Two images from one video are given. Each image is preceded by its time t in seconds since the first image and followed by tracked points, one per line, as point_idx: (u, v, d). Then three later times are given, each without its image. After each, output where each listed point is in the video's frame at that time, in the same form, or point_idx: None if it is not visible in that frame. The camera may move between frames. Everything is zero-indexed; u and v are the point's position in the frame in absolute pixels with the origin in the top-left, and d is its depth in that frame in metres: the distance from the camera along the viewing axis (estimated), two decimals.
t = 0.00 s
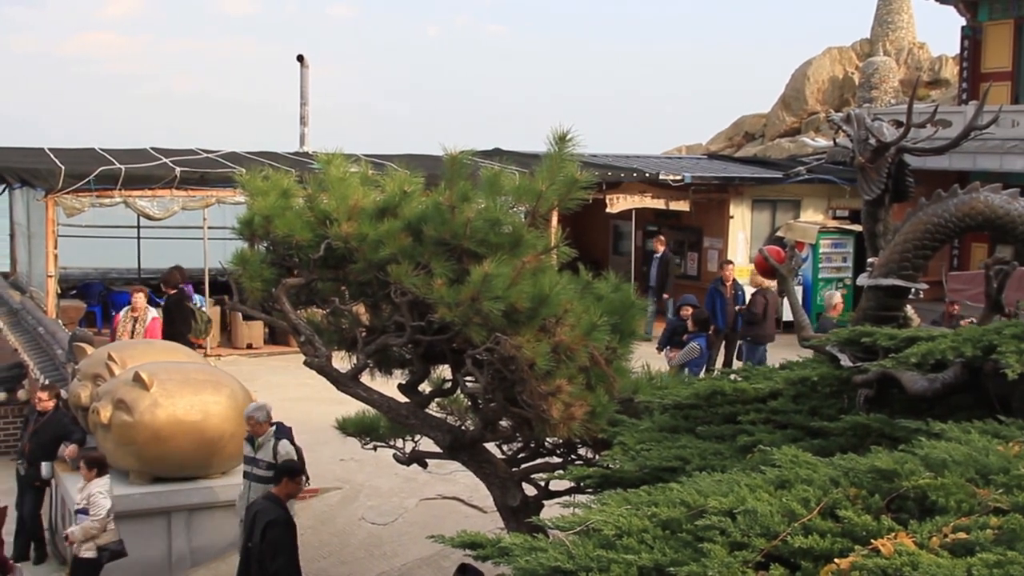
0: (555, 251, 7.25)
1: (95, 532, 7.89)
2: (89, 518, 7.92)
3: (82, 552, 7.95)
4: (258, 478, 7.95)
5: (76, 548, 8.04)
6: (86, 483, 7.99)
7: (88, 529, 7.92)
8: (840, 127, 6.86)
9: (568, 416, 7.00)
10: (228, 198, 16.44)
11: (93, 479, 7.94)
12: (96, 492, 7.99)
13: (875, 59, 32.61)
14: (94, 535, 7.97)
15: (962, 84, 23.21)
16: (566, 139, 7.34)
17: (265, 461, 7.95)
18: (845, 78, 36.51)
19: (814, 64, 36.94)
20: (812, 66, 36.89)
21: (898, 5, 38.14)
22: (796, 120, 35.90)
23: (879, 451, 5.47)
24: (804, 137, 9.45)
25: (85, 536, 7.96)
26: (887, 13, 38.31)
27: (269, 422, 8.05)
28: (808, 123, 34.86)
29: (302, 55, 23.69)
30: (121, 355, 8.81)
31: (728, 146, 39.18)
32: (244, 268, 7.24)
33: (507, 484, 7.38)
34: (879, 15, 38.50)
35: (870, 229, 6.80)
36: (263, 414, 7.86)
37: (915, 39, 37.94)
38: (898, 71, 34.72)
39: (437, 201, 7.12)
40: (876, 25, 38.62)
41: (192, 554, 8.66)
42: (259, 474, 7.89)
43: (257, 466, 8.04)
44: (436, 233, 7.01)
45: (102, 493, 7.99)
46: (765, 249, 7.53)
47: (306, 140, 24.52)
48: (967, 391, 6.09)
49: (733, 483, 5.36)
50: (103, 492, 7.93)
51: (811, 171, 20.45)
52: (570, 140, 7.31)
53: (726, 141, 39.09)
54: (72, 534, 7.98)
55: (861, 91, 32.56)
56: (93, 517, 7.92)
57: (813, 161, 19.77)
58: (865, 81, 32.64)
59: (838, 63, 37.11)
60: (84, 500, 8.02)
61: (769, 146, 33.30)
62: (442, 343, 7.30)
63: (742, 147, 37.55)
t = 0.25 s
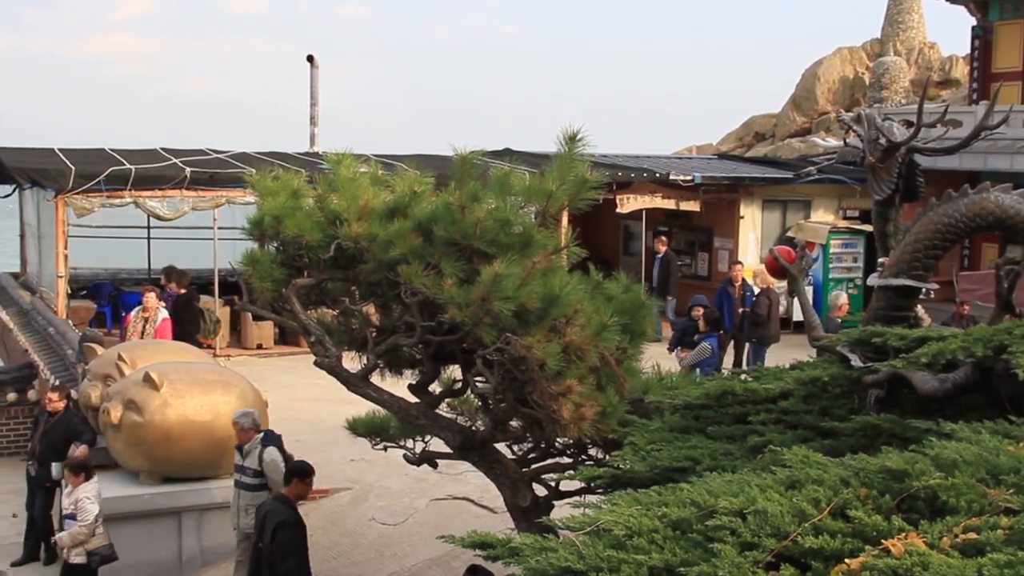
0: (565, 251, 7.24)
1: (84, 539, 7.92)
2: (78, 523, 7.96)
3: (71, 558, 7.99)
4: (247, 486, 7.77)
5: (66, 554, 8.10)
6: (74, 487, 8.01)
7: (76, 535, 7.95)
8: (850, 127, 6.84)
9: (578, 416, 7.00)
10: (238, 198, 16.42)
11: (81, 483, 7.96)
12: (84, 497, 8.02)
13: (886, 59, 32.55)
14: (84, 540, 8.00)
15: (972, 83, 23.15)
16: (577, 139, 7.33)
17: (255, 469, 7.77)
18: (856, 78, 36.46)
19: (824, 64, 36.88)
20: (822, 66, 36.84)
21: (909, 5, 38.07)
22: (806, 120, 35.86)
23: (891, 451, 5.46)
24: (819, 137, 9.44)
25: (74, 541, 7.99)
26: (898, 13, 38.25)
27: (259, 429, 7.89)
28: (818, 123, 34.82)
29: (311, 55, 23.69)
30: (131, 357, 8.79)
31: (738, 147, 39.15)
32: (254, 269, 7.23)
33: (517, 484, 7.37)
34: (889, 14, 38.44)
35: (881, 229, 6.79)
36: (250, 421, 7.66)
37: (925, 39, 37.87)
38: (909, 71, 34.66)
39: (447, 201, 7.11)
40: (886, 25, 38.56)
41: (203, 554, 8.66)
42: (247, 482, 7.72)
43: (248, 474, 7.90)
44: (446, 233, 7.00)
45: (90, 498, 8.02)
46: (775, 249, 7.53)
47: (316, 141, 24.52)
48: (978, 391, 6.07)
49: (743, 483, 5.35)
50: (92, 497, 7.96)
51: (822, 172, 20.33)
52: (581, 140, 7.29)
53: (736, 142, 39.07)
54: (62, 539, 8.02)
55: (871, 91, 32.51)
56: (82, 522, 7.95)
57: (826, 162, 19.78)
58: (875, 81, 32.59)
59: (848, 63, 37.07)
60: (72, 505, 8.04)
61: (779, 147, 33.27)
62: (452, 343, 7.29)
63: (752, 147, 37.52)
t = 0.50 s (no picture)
0: (579, 252, 7.25)
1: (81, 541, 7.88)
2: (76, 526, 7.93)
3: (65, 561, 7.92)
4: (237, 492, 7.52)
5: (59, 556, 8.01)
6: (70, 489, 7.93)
7: (72, 538, 7.90)
8: (864, 126, 6.82)
9: (592, 417, 7.01)
10: (253, 200, 16.45)
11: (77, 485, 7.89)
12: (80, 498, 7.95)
13: (900, 59, 32.49)
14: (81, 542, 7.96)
15: (987, 83, 23.07)
16: (589, 139, 7.33)
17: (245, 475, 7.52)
18: (869, 78, 36.38)
19: (838, 63, 36.82)
20: (836, 66, 36.78)
21: (923, 4, 37.99)
22: (819, 120, 35.81)
23: (905, 452, 5.45)
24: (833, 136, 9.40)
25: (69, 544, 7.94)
26: (911, 12, 38.16)
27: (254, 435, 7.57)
28: (831, 123, 34.77)
29: (326, 56, 23.75)
30: (144, 352, 8.14)
31: (751, 147, 39.13)
32: (269, 270, 7.25)
33: (531, 485, 7.38)
34: (903, 14, 38.35)
35: (896, 229, 6.77)
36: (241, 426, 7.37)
37: (939, 38, 37.79)
38: (923, 71, 34.59)
39: (461, 202, 7.12)
40: (900, 24, 38.48)
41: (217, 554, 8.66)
42: (235, 487, 7.45)
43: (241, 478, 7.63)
44: (460, 234, 7.01)
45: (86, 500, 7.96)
46: (789, 249, 7.51)
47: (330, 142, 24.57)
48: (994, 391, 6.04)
49: (758, 484, 5.35)
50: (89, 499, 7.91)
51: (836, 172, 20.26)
52: (594, 140, 7.29)
53: (749, 142, 39.04)
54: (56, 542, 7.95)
55: (885, 91, 32.45)
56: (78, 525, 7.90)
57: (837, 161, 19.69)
58: (889, 81, 32.52)
59: (861, 63, 37.00)
60: (67, 508, 7.96)
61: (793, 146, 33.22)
62: (467, 344, 7.30)
63: (766, 147, 37.49)
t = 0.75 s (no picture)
0: (597, 253, 7.24)
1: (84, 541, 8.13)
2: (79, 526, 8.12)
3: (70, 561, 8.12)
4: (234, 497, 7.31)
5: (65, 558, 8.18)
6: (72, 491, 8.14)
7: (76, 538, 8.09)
8: (883, 127, 6.80)
9: (611, 418, 7.03)
10: (271, 201, 16.48)
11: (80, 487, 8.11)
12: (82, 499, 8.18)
13: (919, 58, 32.34)
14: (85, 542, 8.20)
15: (1007, 83, 22.93)
16: (607, 139, 7.33)
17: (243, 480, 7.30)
18: (888, 77, 36.21)
19: (856, 63, 36.68)
20: (854, 66, 36.64)
21: (942, 3, 37.81)
22: (838, 120, 35.70)
23: (925, 453, 5.43)
24: (854, 134, 9.29)
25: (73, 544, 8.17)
26: (930, 12, 37.98)
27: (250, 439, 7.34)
28: (850, 123, 34.65)
29: (344, 57, 23.79)
30: (164, 353, 8.07)
31: (769, 147, 39.05)
32: (288, 271, 7.28)
33: (549, 486, 7.39)
34: (922, 13, 38.17)
35: (915, 229, 6.75)
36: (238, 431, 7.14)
37: (958, 37, 37.60)
38: (942, 70, 34.41)
39: (479, 203, 7.13)
40: (919, 24, 38.30)
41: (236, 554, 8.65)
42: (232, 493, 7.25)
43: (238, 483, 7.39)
44: (478, 235, 7.02)
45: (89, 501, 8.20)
46: (807, 250, 7.48)
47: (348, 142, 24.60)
48: (1014, 393, 6.00)
49: (777, 485, 5.34)
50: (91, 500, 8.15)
51: (855, 172, 20.15)
52: (612, 141, 7.29)
53: (768, 142, 38.96)
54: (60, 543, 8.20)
55: (904, 90, 32.30)
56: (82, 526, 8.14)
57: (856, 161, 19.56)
58: (908, 80, 32.37)
59: (880, 62, 36.87)
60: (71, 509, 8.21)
61: (811, 147, 33.11)
62: (485, 345, 7.31)
63: (784, 147, 37.41)
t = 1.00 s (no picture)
0: (620, 254, 7.23)
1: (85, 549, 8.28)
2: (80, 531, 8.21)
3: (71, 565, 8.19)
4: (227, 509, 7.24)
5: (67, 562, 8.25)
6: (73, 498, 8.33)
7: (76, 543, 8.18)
8: (907, 127, 6.77)
9: (634, 419, 7.03)
10: (294, 202, 16.47)
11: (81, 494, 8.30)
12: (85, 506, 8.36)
13: (942, 58, 32.18)
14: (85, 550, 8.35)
15: None
16: (631, 140, 7.32)
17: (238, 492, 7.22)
18: (911, 77, 36.04)
19: (879, 63, 36.52)
20: (877, 66, 36.49)
21: (965, 3, 37.61)
22: (860, 120, 35.58)
23: (950, 455, 5.40)
24: (883, 135, 9.24)
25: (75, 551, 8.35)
26: (954, 11, 37.77)
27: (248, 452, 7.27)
28: (873, 123, 34.51)
29: (366, 59, 23.84)
30: (187, 354, 8.07)
31: (792, 147, 38.95)
32: (311, 272, 7.31)
33: (572, 487, 7.39)
34: (945, 13, 37.96)
35: (939, 230, 6.74)
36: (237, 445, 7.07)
37: (982, 36, 37.40)
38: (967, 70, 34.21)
39: (502, 204, 7.13)
40: (942, 23, 38.10)
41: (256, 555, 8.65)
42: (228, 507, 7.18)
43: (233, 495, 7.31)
44: (501, 236, 7.03)
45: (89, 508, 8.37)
46: (831, 252, 7.44)
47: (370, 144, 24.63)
48: None
49: (801, 487, 5.32)
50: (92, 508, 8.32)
51: (877, 172, 20.03)
52: (635, 142, 7.28)
53: (790, 142, 38.86)
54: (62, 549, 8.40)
55: (928, 90, 32.13)
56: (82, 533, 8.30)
57: (878, 161, 19.42)
58: (932, 80, 32.21)
59: (903, 62, 36.79)
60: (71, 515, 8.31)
61: (834, 147, 32.98)
62: (508, 346, 7.31)
63: (807, 147, 37.29)
